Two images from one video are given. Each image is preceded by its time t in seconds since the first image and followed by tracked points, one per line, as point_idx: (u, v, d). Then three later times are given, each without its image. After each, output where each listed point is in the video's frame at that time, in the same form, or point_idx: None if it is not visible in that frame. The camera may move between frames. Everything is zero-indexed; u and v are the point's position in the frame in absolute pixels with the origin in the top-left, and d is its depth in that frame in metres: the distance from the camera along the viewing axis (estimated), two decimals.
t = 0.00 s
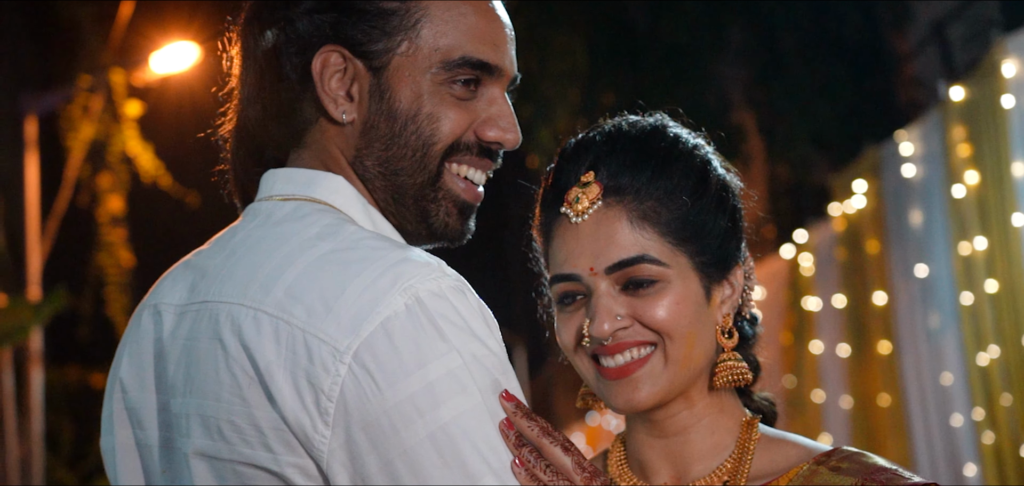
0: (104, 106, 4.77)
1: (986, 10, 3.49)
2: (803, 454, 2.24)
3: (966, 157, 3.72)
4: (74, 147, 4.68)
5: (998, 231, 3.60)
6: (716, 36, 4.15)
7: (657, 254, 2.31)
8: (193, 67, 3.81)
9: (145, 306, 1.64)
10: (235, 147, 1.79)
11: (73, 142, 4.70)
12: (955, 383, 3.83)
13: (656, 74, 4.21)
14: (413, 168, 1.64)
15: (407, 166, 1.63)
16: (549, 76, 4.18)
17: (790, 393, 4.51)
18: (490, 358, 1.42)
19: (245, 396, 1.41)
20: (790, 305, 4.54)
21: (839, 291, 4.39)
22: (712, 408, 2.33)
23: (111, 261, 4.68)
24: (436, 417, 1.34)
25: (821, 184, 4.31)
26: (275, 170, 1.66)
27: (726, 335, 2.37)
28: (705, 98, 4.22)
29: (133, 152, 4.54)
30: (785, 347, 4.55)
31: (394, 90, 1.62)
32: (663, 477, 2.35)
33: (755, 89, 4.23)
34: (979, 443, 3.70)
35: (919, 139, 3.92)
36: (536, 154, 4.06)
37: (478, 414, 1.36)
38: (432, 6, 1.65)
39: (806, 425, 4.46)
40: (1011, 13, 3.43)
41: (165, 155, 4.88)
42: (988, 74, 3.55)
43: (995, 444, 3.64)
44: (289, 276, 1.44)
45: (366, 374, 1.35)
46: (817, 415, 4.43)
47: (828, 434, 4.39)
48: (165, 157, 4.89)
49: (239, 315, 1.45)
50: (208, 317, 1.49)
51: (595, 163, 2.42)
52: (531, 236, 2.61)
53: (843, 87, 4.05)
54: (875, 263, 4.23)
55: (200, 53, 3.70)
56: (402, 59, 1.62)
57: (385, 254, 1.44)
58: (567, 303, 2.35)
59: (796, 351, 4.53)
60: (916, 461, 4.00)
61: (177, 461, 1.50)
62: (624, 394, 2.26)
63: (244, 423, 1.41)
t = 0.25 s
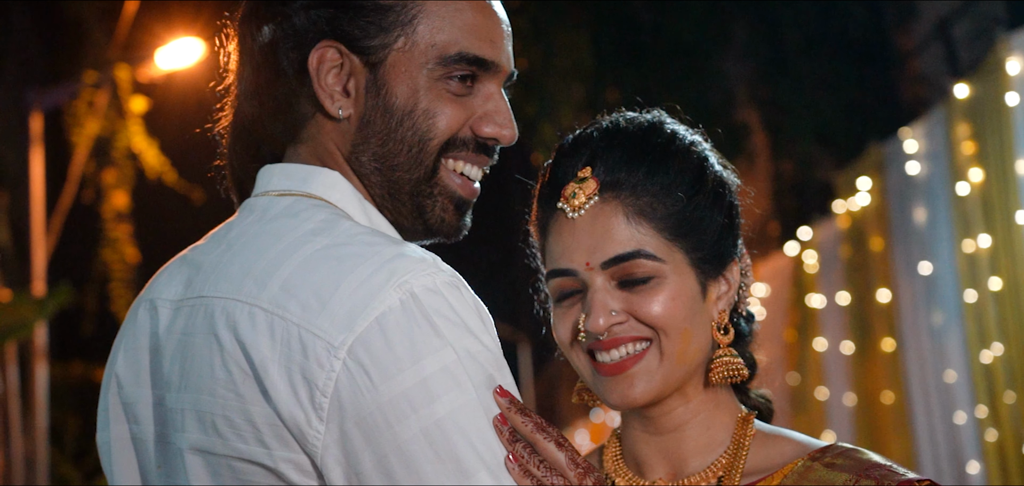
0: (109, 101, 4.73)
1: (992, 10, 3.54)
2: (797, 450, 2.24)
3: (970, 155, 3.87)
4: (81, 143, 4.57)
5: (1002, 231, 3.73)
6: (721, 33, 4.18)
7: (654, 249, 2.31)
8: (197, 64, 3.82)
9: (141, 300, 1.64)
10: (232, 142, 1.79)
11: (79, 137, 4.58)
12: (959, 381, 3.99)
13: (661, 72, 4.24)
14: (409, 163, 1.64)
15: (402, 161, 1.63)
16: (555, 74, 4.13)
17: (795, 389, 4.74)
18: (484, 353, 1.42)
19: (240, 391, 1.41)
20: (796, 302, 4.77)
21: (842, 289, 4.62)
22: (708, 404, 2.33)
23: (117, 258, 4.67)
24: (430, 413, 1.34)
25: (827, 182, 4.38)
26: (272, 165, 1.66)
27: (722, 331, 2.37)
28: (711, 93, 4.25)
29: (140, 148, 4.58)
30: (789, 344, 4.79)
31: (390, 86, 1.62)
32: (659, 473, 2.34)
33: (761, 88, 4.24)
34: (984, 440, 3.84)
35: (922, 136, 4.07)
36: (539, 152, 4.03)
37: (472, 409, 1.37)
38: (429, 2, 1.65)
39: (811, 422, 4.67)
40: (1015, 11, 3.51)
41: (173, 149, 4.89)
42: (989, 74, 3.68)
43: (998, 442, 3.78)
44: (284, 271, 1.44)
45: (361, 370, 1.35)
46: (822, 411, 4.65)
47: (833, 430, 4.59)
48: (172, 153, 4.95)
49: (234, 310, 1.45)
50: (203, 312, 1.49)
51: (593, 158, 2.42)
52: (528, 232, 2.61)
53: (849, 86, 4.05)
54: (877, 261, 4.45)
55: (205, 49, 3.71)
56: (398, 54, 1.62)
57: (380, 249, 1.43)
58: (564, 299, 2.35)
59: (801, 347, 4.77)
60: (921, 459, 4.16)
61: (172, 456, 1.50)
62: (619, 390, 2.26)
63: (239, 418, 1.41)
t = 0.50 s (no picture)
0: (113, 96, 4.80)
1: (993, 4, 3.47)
2: (790, 444, 2.25)
3: (972, 151, 3.80)
4: (83, 138, 4.73)
5: (1004, 229, 3.64)
6: (726, 26, 4.17)
7: (648, 243, 2.31)
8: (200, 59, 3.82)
9: (136, 295, 1.64)
10: (226, 136, 1.79)
11: (82, 133, 4.75)
12: (960, 377, 3.95)
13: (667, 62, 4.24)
14: (402, 158, 1.64)
15: (395, 156, 1.63)
16: (557, 68, 4.17)
17: (797, 384, 4.86)
18: (476, 349, 1.42)
19: (232, 386, 1.41)
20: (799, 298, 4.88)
21: (845, 285, 4.65)
22: (702, 399, 2.33)
23: (120, 254, 4.80)
24: (422, 408, 1.34)
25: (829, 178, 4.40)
26: (265, 160, 1.66)
27: (716, 326, 2.37)
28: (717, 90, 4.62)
29: (141, 144, 4.64)
30: (791, 340, 4.91)
31: (383, 81, 1.62)
32: (652, 467, 2.34)
33: (766, 81, 4.23)
34: (984, 436, 3.79)
35: (925, 133, 4.04)
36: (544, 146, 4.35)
37: (464, 405, 1.37)
38: None
39: (815, 417, 4.74)
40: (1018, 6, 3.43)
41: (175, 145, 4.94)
42: (991, 69, 3.61)
43: (999, 438, 3.72)
44: (276, 266, 1.44)
45: (352, 365, 1.35)
46: (824, 407, 4.71)
47: (835, 425, 4.65)
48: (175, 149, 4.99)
49: (227, 305, 1.45)
50: (196, 308, 1.49)
51: (588, 152, 2.43)
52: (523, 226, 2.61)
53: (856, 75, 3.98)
54: (880, 257, 4.44)
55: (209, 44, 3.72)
56: (391, 50, 1.62)
57: (373, 245, 1.43)
58: (558, 291, 2.35)
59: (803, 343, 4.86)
60: (922, 454, 4.15)
61: (165, 451, 1.51)
62: (613, 384, 2.26)
63: (231, 413, 1.41)
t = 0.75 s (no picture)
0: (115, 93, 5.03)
1: None
2: (780, 438, 2.24)
3: (973, 145, 3.78)
4: (86, 131, 4.92)
5: (1005, 222, 3.66)
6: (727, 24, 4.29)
7: (642, 234, 2.33)
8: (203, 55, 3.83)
9: (127, 288, 1.64)
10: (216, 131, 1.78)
11: (85, 127, 4.94)
12: (961, 371, 3.94)
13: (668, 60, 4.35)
14: (393, 152, 1.63)
15: (386, 150, 1.63)
16: (558, 62, 4.34)
17: (798, 379, 4.76)
18: (465, 343, 1.41)
19: (221, 380, 1.41)
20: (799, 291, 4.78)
21: (846, 279, 4.57)
22: (693, 392, 2.34)
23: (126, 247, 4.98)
24: (411, 402, 1.34)
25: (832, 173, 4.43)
26: (256, 154, 1.65)
27: (708, 320, 2.38)
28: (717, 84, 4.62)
29: (146, 138, 4.88)
30: (792, 334, 4.82)
31: (375, 75, 1.62)
32: (644, 461, 2.35)
33: (763, 78, 4.35)
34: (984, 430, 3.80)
35: (926, 127, 4.00)
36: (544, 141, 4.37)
37: (453, 399, 1.36)
38: None
39: (815, 413, 4.66)
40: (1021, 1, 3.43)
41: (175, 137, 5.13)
42: (995, 63, 3.59)
43: (1000, 432, 3.74)
44: (266, 260, 1.44)
45: (341, 359, 1.35)
46: (826, 402, 4.61)
47: (836, 420, 4.56)
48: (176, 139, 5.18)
49: (216, 299, 1.45)
50: (186, 301, 1.49)
51: (583, 145, 2.44)
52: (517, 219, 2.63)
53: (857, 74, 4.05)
54: (881, 251, 4.38)
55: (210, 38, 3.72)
56: (382, 44, 1.62)
57: (362, 239, 1.43)
58: (550, 282, 2.38)
59: (804, 337, 4.76)
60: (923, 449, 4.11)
61: (156, 445, 1.51)
62: (605, 376, 2.26)
63: (221, 407, 1.41)
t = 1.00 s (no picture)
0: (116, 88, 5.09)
1: None
2: (771, 434, 2.24)
3: (973, 141, 3.67)
4: (88, 128, 5.02)
5: (1004, 215, 3.51)
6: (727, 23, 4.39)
7: (636, 228, 2.34)
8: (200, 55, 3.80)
9: (118, 285, 1.63)
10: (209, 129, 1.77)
11: (86, 123, 5.04)
12: (961, 368, 3.81)
13: (668, 59, 4.45)
14: (384, 149, 1.63)
15: (378, 147, 1.63)
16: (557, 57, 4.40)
17: (799, 375, 4.65)
18: (455, 340, 1.41)
19: (210, 377, 1.41)
20: (800, 287, 4.67)
21: (847, 276, 4.43)
22: (685, 388, 2.34)
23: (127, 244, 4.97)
24: (399, 399, 1.33)
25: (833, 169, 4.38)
26: (248, 150, 1.64)
27: (700, 316, 2.39)
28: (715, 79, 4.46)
29: (147, 133, 4.91)
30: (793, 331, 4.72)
31: (366, 71, 1.62)
32: (635, 457, 2.35)
33: (765, 73, 4.45)
34: (984, 428, 3.68)
35: (926, 123, 3.91)
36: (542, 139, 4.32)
37: (441, 396, 1.36)
38: None
39: (817, 410, 4.55)
40: None
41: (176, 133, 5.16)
42: (995, 58, 3.48)
43: (1000, 429, 3.62)
44: (255, 257, 1.44)
45: (329, 356, 1.35)
46: (826, 398, 4.51)
47: (836, 417, 4.45)
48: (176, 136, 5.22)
49: (205, 296, 1.44)
50: (176, 298, 1.49)
51: (578, 140, 2.47)
52: (512, 216, 2.64)
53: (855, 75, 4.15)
54: (882, 247, 4.24)
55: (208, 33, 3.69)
56: (373, 41, 1.61)
57: (352, 236, 1.43)
58: (544, 276, 2.39)
59: (805, 334, 4.65)
60: (922, 446, 4.00)
61: (145, 443, 1.51)
62: (597, 369, 2.26)
63: (210, 404, 1.41)
